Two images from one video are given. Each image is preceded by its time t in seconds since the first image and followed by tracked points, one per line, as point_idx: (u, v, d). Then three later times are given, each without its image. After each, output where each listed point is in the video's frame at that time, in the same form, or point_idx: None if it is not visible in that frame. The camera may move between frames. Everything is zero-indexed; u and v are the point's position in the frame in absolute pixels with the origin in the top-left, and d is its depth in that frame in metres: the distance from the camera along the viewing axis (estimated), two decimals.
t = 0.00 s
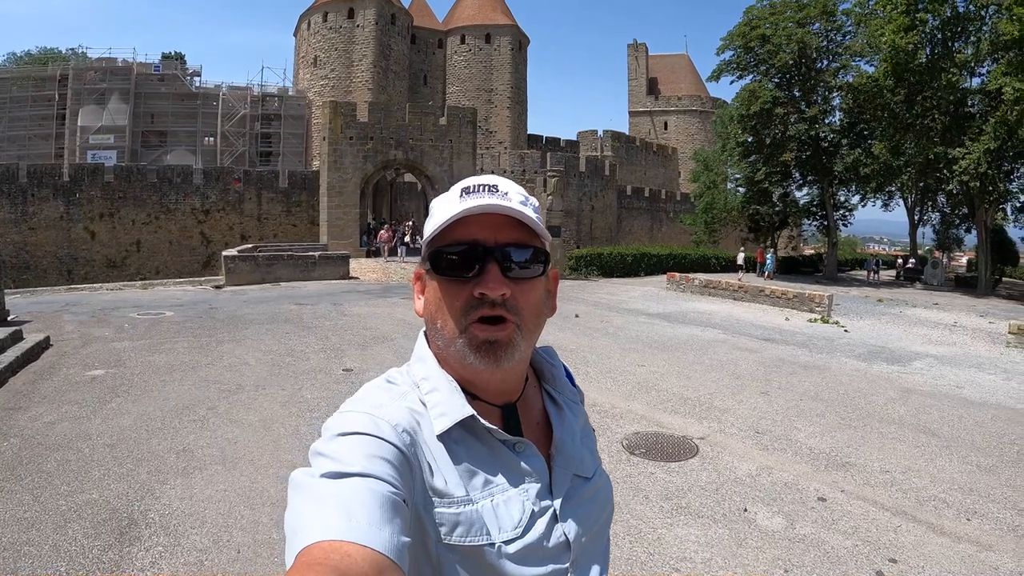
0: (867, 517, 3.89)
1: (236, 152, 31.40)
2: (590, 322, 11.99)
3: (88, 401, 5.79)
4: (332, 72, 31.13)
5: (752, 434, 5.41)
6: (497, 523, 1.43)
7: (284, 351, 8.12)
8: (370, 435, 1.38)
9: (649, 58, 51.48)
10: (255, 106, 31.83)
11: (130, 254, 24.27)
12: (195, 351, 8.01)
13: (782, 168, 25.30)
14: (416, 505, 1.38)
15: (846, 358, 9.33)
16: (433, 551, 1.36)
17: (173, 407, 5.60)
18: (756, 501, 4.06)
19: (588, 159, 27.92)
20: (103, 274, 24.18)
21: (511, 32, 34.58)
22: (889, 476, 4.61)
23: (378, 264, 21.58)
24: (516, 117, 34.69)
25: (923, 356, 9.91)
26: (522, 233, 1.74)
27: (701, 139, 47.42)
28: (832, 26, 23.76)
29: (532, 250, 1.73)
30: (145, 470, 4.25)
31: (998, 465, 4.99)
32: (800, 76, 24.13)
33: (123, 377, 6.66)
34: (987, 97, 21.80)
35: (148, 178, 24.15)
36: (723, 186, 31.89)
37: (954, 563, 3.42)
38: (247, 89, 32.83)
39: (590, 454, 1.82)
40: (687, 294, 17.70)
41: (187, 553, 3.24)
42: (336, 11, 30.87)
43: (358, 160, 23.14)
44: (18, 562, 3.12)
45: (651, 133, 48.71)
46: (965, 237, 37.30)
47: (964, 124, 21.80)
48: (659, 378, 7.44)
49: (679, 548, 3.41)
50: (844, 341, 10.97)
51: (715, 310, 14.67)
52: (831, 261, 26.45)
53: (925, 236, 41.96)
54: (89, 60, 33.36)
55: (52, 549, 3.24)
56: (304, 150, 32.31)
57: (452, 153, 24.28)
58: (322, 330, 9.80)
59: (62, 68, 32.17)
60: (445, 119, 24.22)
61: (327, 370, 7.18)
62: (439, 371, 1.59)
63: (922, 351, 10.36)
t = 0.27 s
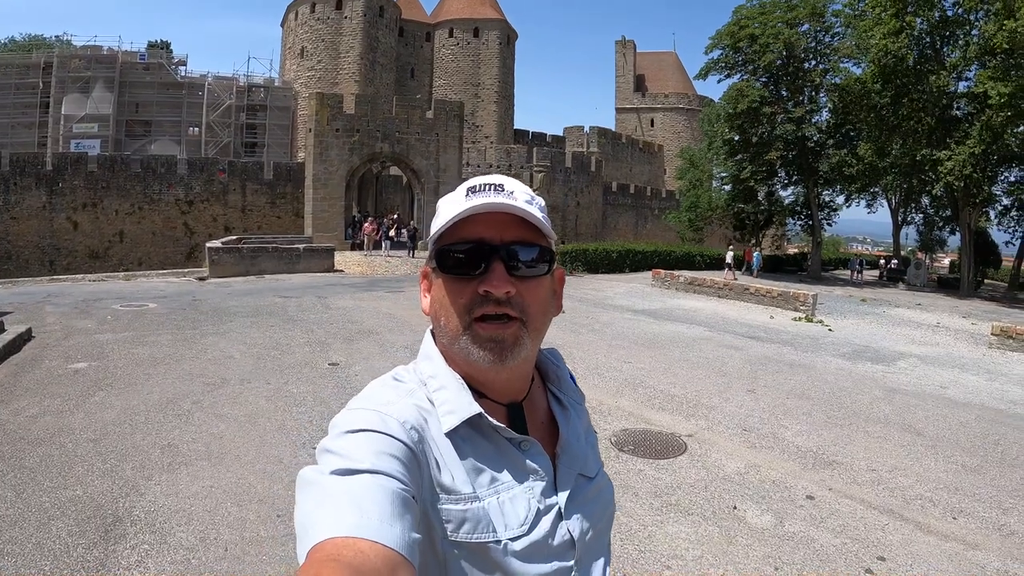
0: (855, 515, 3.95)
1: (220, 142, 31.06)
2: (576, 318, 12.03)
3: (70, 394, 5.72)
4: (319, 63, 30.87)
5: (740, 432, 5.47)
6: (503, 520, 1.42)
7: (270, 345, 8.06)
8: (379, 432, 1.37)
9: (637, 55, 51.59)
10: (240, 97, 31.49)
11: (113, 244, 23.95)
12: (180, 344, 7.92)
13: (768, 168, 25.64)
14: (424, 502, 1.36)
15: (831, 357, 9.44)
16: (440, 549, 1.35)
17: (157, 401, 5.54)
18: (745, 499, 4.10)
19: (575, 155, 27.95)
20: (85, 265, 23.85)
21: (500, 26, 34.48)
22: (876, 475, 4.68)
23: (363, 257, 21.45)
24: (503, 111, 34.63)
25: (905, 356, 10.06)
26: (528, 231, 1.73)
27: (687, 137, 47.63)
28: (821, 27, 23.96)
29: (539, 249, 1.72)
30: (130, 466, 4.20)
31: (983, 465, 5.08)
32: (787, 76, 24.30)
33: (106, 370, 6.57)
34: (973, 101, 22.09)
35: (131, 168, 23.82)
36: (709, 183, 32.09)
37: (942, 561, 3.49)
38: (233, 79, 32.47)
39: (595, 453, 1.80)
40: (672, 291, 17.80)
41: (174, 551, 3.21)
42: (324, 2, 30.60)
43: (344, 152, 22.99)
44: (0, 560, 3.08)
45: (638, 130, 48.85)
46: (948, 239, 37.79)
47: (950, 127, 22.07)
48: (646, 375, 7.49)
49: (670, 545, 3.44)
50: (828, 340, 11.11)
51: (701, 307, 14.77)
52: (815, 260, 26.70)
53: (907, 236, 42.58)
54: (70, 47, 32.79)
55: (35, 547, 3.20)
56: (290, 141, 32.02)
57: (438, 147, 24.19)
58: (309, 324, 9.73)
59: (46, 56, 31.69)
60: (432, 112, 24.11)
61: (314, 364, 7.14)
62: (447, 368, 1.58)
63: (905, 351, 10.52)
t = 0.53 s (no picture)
0: (848, 513, 3.99)
1: (207, 137, 30.76)
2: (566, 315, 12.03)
3: (55, 390, 5.63)
4: (307, 58, 30.67)
5: (732, 430, 5.50)
6: (507, 506, 1.38)
7: (257, 340, 7.99)
8: (385, 413, 1.34)
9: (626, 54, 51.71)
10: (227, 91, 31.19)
11: (98, 239, 23.66)
12: (166, 340, 7.83)
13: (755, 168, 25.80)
14: (426, 485, 1.34)
15: (819, 356, 9.52)
16: (441, 532, 1.32)
17: (143, 398, 5.47)
18: (740, 496, 4.12)
19: (563, 153, 27.98)
20: (69, 260, 23.55)
21: (489, 23, 34.42)
22: (868, 473, 4.73)
23: (351, 253, 21.33)
24: (491, 109, 34.58)
25: (892, 355, 10.16)
26: (536, 212, 1.71)
27: (675, 136, 47.82)
28: (811, 28, 24.15)
29: (547, 229, 1.71)
30: (116, 464, 4.14)
31: (973, 463, 5.14)
32: (776, 77, 24.46)
33: (91, 365, 6.49)
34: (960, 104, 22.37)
35: (117, 162, 23.54)
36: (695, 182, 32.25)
37: (936, 558, 3.53)
38: (220, 72, 32.16)
39: (603, 443, 1.76)
40: (660, 289, 17.87)
41: (162, 552, 3.17)
42: None
43: (332, 148, 22.85)
44: None
45: (626, 128, 48.95)
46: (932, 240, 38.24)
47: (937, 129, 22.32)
48: (637, 373, 7.51)
49: (666, 543, 3.45)
50: (816, 339, 11.20)
51: (689, 305, 14.84)
52: (802, 260, 26.91)
53: (891, 236, 43.07)
54: (54, 39, 32.33)
55: (19, 548, 3.14)
56: (277, 136, 31.77)
57: (427, 143, 24.11)
58: (297, 320, 9.66)
59: (32, 47, 31.25)
60: (420, 108, 24.01)
61: (302, 360, 7.09)
62: (454, 351, 1.56)
63: (892, 350, 10.63)
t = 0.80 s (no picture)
0: (852, 515, 3.99)
1: (199, 138, 30.62)
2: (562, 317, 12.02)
3: (49, 395, 5.57)
4: (301, 59, 30.59)
5: (732, 432, 5.49)
6: (519, 515, 1.35)
7: (252, 344, 7.94)
8: (403, 416, 1.33)
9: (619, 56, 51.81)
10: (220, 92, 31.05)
11: (90, 240, 23.51)
12: (160, 343, 7.77)
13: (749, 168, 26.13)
14: (439, 491, 1.32)
15: (815, 357, 9.55)
16: (450, 538, 1.30)
17: (138, 403, 5.42)
18: (743, 499, 4.11)
19: (557, 154, 28.00)
20: (61, 261, 23.38)
21: (482, 24, 34.42)
22: (869, 475, 4.73)
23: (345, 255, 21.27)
24: (484, 110, 34.56)
25: (887, 356, 10.20)
26: (562, 221, 1.68)
27: (668, 137, 47.94)
28: (805, 30, 24.27)
29: (572, 237, 1.68)
30: (112, 471, 4.09)
31: (972, 464, 5.15)
32: (770, 78, 24.54)
33: (85, 369, 6.42)
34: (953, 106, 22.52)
35: (109, 163, 23.39)
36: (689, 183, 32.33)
37: (939, 560, 3.53)
38: (213, 73, 32.01)
39: (625, 455, 1.71)
40: (654, 291, 17.90)
41: (160, 562, 3.13)
42: None
43: (325, 149, 22.79)
44: None
45: (619, 129, 49.03)
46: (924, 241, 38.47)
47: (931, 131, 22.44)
48: (635, 375, 7.50)
49: (671, 548, 3.43)
50: (812, 340, 11.23)
51: (684, 307, 14.86)
52: (796, 260, 27.01)
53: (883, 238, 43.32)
54: (45, 39, 32.11)
55: (13, 559, 3.09)
56: (270, 137, 31.64)
57: (421, 144, 24.06)
58: (293, 322, 9.60)
59: (24, 48, 31.05)
60: (414, 109, 23.98)
61: (299, 364, 7.05)
62: (475, 357, 1.54)
63: (887, 351, 10.67)
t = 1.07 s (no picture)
0: (854, 515, 4.00)
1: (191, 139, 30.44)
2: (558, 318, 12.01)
3: (43, 400, 5.51)
4: (293, 60, 30.48)
5: (732, 433, 5.50)
6: (535, 517, 1.34)
7: (248, 347, 7.89)
8: (419, 419, 1.31)
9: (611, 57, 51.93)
10: (212, 93, 30.91)
11: (81, 242, 23.33)
12: (155, 346, 7.71)
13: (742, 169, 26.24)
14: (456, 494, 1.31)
15: (811, 358, 9.58)
16: (465, 540, 1.29)
17: (134, 408, 5.37)
18: (746, 500, 4.11)
19: (550, 156, 28.02)
20: (52, 263, 23.17)
21: (475, 26, 34.43)
22: (869, 474, 4.75)
23: (339, 256, 21.20)
24: (477, 111, 34.54)
25: (881, 356, 10.25)
26: (578, 224, 1.66)
27: (660, 138, 48.07)
28: (798, 31, 24.39)
29: (588, 241, 1.67)
30: (110, 477, 4.05)
31: (970, 463, 5.17)
32: (763, 80, 24.62)
33: (80, 373, 6.36)
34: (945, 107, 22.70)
35: (100, 164, 23.21)
36: (682, 184, 32.43)
37: (941, 558, 3.55)
38: (205, 74, 31.86)
39: (639, 456, 1.69)
40: (649, 292, 17.93)
41: (163, 571, 3.09)
42: None
43: (318, 150, 22.71)
44: None
45: (612, 130, 49.11)
46: (915, 242, 38.72)
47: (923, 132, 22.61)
48: (634, 376, 7.50)
49: (677, 549, 3.43)
50: (806, 340, 11.26)
51: (679, 308, 14.88)
52: (788, 261, 27.12)
53: (873, 238, 43.58)
54: (34, 40, 31.84)
55: (13, 569, 3.05)
56: (263, 139, 31.53)
57: (414, 145, 24.03)
58: (289, 325, 9.54)
59: (14, 48, 30.79)
60: (407, 110, 23.95)
61: (296, 367, 7.01)
62: (489, 361, 1.52)
63: (881, 351, 10.72)
